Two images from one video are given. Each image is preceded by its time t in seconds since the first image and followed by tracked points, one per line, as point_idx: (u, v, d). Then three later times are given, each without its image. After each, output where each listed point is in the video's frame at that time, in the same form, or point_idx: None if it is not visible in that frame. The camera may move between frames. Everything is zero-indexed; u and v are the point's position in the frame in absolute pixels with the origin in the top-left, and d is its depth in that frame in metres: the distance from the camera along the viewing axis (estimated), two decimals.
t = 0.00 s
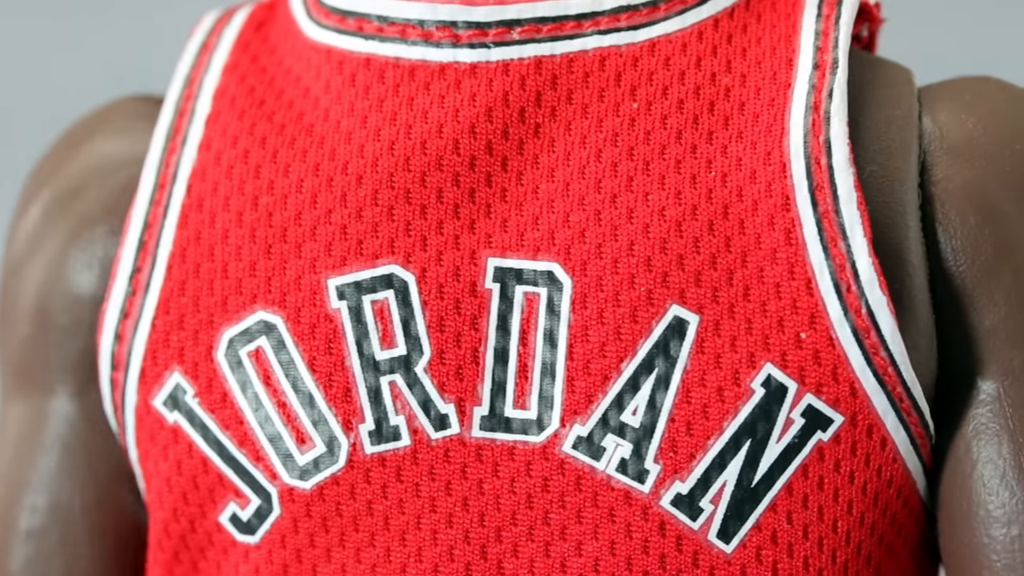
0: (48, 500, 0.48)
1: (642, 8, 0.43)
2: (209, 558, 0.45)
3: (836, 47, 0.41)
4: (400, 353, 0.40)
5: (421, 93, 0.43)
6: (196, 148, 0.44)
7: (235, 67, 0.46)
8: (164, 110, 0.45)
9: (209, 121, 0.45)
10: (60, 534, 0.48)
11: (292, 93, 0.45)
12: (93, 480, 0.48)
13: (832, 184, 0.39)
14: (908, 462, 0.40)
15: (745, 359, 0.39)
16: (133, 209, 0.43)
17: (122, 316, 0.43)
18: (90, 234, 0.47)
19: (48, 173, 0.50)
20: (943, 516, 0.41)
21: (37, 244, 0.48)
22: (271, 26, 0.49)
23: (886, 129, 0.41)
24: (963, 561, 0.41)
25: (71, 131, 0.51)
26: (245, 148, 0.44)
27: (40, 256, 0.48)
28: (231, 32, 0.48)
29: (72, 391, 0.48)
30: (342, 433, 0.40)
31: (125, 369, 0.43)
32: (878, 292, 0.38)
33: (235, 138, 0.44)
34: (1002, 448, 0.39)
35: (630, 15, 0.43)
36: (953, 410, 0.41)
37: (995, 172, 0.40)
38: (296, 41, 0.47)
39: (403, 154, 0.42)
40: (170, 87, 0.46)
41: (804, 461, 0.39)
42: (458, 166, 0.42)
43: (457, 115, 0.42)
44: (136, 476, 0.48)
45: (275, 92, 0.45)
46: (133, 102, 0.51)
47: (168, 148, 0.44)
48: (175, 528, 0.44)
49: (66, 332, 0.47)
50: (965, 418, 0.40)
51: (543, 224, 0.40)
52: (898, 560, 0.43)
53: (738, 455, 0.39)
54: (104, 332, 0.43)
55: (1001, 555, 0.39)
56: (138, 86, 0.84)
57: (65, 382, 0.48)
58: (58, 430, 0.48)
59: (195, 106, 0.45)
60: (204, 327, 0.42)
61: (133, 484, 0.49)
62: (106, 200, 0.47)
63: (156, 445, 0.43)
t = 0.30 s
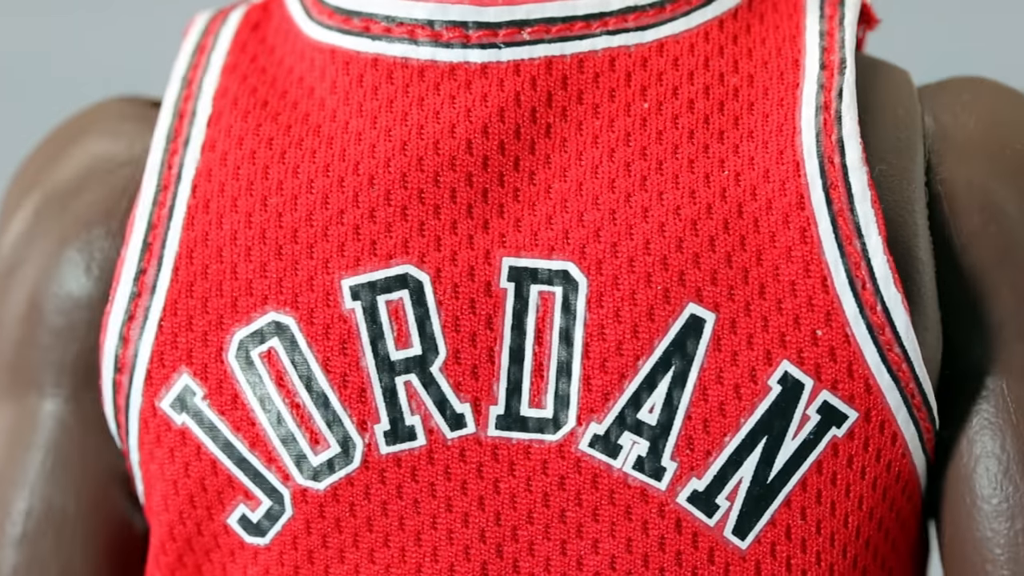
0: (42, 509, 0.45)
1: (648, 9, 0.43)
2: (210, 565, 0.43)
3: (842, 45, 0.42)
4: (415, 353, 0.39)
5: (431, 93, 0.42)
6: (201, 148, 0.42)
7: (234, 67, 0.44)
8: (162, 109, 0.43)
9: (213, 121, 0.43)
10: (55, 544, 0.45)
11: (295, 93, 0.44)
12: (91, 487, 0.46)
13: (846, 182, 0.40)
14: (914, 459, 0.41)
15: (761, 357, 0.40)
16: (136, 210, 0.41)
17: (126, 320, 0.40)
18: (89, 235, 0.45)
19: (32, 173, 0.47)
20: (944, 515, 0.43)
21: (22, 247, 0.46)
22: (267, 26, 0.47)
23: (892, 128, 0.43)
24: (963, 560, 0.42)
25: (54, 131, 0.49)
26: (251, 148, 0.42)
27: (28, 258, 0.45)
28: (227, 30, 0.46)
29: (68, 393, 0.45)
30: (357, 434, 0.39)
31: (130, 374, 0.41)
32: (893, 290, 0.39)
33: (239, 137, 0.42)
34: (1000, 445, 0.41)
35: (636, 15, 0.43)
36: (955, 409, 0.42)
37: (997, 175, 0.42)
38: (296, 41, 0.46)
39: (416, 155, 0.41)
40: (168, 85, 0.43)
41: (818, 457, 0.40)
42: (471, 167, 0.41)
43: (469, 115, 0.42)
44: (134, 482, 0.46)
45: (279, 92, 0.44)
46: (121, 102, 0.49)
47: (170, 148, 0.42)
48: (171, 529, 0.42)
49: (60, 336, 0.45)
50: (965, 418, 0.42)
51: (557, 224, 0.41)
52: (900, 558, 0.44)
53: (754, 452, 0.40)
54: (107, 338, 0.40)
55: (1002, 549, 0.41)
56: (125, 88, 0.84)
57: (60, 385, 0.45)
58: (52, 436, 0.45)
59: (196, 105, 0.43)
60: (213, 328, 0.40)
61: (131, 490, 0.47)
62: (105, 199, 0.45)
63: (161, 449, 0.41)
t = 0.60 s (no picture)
0: (38, 523, 0.44)
1: (653, 9, 0.44)
2: (215, 568, 0.41)
3: (845, 44, 0.43)
4: (429, 353, 0.39)
5: (439, 93, 0.42)
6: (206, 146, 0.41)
7: (235, 68, 0.43)
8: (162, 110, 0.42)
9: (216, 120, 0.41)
10: (52, 558, 0.44)
11: (299, 94, 0.42)
12: (88, 496, 0.44)
13: (857, 181, 0.41)
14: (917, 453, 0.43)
15: (774, 355, 0.41)
16: (140, 212, 0.40)
17: (133, 321, 0.39)
18: (87, 235, 0.44)
19: (19, 177, 0.47)
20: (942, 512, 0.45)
21: (14, 250, 0.45)
22: (263, 28, 0.46)
23: (899, 126, 0.44)
24: (964, 556, 0.44)
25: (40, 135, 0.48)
26: (258, 148, 0.40)
27: (21, 261, 0.45)
28: (225, 30, 0.44)
29: (63, 397, 0.44)
30: (371, 434, 0.39)
31: (136, 377, 0.39)
32: (905, 288, 0.40)
33: (245, 137, 0.41)
34: (999, 444, 0.43)
35: (642, 15, 0.44)
36: (953, 406, 0.44)
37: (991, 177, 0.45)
38: (297, 41, 0.44)
39: (427, 154, 0.40)
40: (167, 86, 0.42)
41: (830, 454, 0.41)
42: (483, 167, 0.40)
43: (480, 114, 0.41)
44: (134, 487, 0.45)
45: (282, 93, 0.42)
46: (110, 104, 0.49)
47: (174, 147, 0.41)
48: (174, 532, 0.41)
49: (56, 340, 0.44)
50: (964, 417, 0.44)
51: (569, 223, 0.41)
52: (900, 554, 0.46)
53: (768, 450, 0.41)
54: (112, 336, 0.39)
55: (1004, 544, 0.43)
56: (115, 88, 0.84)
57: (55, 390, 0.44)
58: (47, 443, 0.44)
59: (198, 104, 0.42)
60: (222, 329, 0.39)
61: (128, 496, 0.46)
62: (102, 199, 0.45)
63: (168, 451, 0.39)
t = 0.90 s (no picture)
0: (37, 523, 0.42)
1: (658, 9, 0.44)
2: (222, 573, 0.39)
3: (848, 42, 0.44)
4: (446, 353, 0.38)
5: (450, 94, 0.41)
6: (211, 145, 0.39)
7: (237, 67, 0.41)
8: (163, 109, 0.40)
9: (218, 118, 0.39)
10: (51, 561, 0.42)
11: (304, 93, 0.41)
12: (90, 498, 0.43)
13: (866, 178, 0.42)
14: (920, 449, 0.44)
15: (788, 352, 0.41)
16: (147, 213, 0.37)
17: (142, 323, 0.37)
18: (89, 236, 0.43)
19: (15, 178, 0.45)
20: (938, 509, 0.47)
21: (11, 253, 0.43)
22: (263, 26, 0.44)
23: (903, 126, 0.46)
24: (960, 552, 0.46)
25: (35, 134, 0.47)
26: (268, 148, 0.39)
27: (18, 265, 0.43)
28: (226, 25, 0.43)
29: (62, 401, 0.42)
30: (389, 435, 0.38)
31: (146, 379, 0.37)
32: (916, 285, 0.42)
33: (251, 138, 0.39)
34: (999, 438, 0.45)
35: (647, 15, 0.44)
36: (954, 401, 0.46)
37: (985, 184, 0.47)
38: (299, 40, 0.43)
39: (442, 154, 0.39)
40: (170, 83, 0.40)
41: (842, 451, 0.42)
42: (497, 166, 0.40)
43: (493, 114, 0.41)
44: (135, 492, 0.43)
45: (287, 92, 0.41)
46: (104, 104, 0.47)
47: (179, 148, 0.39)
48: (181, 535, 0.38)
49: (54, 348, 0.42)
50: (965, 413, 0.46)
51: (583, 223, 0.41)
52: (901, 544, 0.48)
53: (781, 448, 0.42)
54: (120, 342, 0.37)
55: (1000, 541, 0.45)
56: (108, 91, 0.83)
57: (54, 400, 0.42)
58: (49, 444, 0.43)
59: (201, 102, 0.40)
60: (236, 330, 0.37)
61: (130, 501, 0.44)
62: (104, 199, 0.43)
63: (179, 454, 0.37)
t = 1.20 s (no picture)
0: (38, 531, 0.40)
1: (662, 9, 0.44)
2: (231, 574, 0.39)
3: (846, 42, 0.45)
4: (463, 353, 0.38)
5: (460, 94, 0.40)
6: (220, 145, 0.38)
7: (240, 67, 0.40)
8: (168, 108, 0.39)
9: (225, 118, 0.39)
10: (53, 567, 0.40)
11: (311, 93, 0.40)
12: (94, 504, 0.41)
13: (873, 178, 0.42)
14: (918, 442, 0.45)
15: (798, 349, 0.42)
16: (156, 216, 0.36)
17: (154, 325, 0.36)
18: (94, 235, 0.40)
19: (10, 173, 0.42)
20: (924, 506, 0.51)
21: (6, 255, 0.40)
22: (263, 26, 0.42)
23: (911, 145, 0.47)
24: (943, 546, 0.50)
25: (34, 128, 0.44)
26: (279, 148, 0.38)
27: (16, 267, 0.40)
28: (226, 23, 0.42)
29: (62, 411, 0.40)
30: (407, 435, 0.38)
31: (159, 382, 0.36)
32: (922, 282, 0.42)
33: (261, 138, 0.38)
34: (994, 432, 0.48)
35: (651, 15, 0.44)
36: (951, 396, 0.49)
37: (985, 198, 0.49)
38: (302, 40, 0.41)
39: (456, 155, 0.39)
40: (173, 83, 0.39)
41: (849, 447, 0.43)
42: (510, 166, 0.40)
43: (504, 116, 0.40)
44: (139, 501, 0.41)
45: (293, 92, 0.40)
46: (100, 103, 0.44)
47: (187, 149, 0.38)
48: (192, 538, 0.38)
49: (55, 355, 0.40)
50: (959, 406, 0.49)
51: (595, 222, 0.40)
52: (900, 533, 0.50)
53: (792, 445, 0.42)
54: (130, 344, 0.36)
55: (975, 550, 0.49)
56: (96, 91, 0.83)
57: (53, 409, 0.40)
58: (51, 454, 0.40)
59: (208, 101, 0.39)
60: (252, 332, 0.36)
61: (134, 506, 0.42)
62: (110, 197, 0.41)
63: (191, 457, 0.37)
